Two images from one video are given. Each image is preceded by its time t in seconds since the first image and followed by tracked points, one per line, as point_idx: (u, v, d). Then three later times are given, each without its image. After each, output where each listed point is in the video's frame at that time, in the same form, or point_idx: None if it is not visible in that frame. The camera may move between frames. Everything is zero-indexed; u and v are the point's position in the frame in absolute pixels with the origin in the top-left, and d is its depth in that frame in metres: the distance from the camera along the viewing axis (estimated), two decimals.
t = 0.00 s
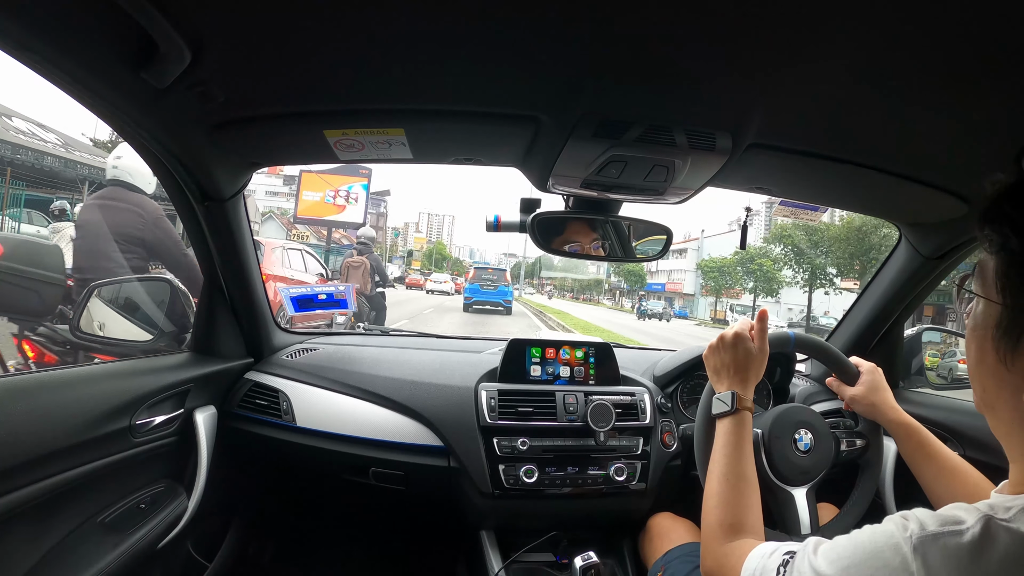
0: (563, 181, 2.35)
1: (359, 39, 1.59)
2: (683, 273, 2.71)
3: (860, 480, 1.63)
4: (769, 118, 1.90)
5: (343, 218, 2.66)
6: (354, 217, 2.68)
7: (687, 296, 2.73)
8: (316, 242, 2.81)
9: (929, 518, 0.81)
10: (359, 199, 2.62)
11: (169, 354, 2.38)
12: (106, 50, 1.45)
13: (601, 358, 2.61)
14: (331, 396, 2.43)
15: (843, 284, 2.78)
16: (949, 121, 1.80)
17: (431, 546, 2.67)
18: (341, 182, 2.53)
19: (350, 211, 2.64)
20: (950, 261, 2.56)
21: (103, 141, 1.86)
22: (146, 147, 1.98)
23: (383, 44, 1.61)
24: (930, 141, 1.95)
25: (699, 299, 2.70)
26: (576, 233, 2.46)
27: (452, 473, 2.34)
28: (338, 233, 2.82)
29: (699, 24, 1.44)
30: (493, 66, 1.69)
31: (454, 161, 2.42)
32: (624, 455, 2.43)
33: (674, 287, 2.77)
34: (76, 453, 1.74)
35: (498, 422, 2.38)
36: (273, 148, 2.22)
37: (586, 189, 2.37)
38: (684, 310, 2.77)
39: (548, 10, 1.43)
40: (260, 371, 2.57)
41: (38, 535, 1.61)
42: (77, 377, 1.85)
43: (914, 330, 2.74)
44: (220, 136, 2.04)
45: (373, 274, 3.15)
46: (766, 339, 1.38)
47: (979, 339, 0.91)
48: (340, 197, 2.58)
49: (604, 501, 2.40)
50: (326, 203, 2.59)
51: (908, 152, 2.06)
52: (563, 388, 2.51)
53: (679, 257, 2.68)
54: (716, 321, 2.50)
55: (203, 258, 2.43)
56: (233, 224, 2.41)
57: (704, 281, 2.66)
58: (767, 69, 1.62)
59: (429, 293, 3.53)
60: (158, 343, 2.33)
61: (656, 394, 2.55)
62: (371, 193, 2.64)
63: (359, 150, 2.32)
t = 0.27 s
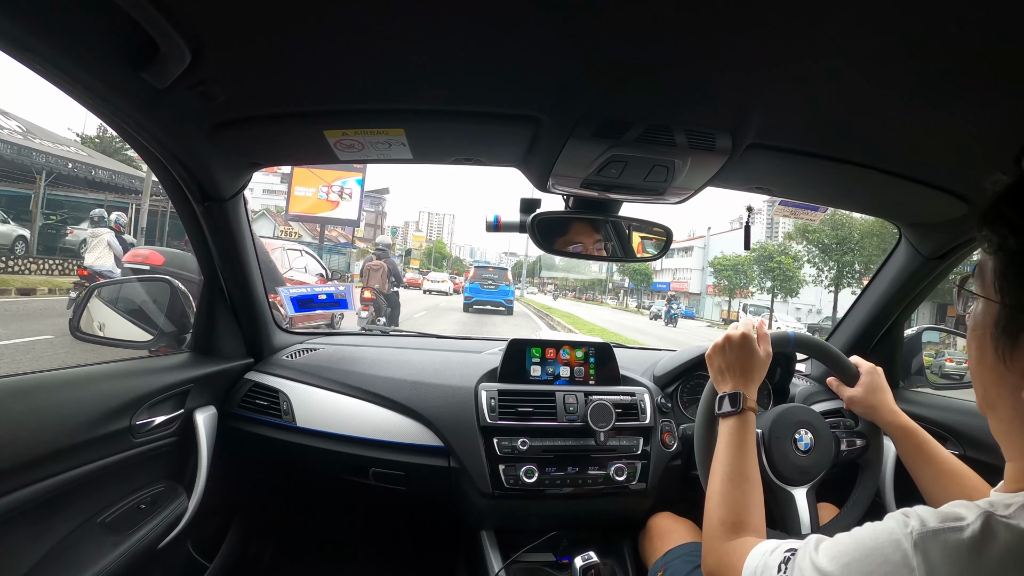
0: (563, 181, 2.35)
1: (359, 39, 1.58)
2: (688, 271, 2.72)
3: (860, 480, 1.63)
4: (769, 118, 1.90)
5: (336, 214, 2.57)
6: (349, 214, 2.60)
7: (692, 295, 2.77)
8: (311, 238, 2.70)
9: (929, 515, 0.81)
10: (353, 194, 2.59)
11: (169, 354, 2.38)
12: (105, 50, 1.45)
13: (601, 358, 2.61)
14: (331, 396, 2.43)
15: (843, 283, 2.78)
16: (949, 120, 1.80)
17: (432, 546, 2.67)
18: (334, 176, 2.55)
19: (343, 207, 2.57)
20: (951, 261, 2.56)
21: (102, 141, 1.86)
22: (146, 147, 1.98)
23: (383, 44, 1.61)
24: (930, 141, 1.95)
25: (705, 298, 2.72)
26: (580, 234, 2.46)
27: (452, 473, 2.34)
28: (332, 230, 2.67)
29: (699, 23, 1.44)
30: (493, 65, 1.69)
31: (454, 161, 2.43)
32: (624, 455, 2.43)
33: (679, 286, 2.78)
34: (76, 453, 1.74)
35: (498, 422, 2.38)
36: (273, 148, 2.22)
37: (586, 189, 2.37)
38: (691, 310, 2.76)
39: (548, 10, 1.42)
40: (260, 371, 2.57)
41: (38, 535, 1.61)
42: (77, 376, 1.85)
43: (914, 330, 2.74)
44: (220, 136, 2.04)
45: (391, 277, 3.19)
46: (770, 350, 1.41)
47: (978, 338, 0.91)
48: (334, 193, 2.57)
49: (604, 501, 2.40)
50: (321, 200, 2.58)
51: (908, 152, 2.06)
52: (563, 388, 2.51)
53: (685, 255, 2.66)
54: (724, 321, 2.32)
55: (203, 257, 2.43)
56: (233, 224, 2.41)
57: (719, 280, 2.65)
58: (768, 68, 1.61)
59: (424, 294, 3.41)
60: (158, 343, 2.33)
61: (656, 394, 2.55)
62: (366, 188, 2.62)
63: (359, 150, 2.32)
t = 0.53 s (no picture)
0: (563, 181, 2.35)
1: (359, 39, 1.59)
2: (694, 270, 2.62)
3: (859, 480, 1.63)
4: (769, 118, 1.90)
5: (330, 211, 2.59)
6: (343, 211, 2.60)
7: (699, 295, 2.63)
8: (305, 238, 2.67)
9: (929, 513, 0.81)
10: (346, 190, 2.58)
11: (169, 353, 2.38)
12: (106, 50, 1.45)
13: (601, 358, 2.61)
14: (330, 396, 2.43)
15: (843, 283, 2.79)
16: (949, 120, 1.80)
17: (432, 546, 2.67)
18: (327, 171, 2.52)
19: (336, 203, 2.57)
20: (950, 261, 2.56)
21: (103, 141, 1.86)
22: (146, 147, 1.98)
23: (383, 44, 1.61)
24: (931, 141, 1.94)
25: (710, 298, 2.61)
26: (583, 235, 2.45)
27: (452, 473, 2.34)
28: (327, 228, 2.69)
29: (699, 23, 1.44)
30: (493, 65, 1.69)
31: (454, 161, 2.43)
32: (624, 455, 2.43)
33: (684, 285, 2.68)
34: (76, 452, 1.74)
35: (498, 422, 2.38)
36: (273, 148, 2.22)
37: (586, 189, 2.37)
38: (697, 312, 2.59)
39: (548, 10, 1.43)
40: (260, 371, 2.57)
41: (38, 534, 1.61)
42: (76, 376, 1.85)
43: (914, 330, 2.75)
44: (220, 136, 2.04)
45: (404, 278, 3.28)
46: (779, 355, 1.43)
47: (972, 340, 0.91)
48: (327, 188, 2.56)
49: (604, 501, 2.40)
50: (313, 194, 2.58)
51: (908, 152, 2.06)
52: (563, 388, 2.51)
53: (690, 254, 2.62)
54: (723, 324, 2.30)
55: (203, 256, 2.43)
56: (234, 224, 2.41)
57: (732, 280, 2.57)
58: (768, 68, 1.61)
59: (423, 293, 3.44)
60: (158, 343, 2.33)
61: (656, 394, 2.55)
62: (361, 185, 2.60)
63: (359, 150, 2.32)
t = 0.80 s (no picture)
0: (563, 181, 2.35)
1: (359, 39, 1.58)
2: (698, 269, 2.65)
3: (859, 480, 1.63)
4: (769, 118, 1.90)
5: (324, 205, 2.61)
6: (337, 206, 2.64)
7: (704, 295, 2.63)
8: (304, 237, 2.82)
9: (929, 514, 0.81)
10: (340, 185, 2.58)
11: (169, 354, 2.38)
12: (105, 50, 1.45)
13: (601, 358, 2.61)
14: (330, 396, 2.43)
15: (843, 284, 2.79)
16: (949, 120, 1.80)
17: (432, 546, 2.67)
18: (320, 167, 2.50)
19: (330, 199, 2.60)
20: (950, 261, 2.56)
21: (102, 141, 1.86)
22: (147, 147, 1.98)
23: (382, 44, 1.60)
24: (931, 141, 1.94)
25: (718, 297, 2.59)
26: (583, 236, 2.46)
27: (452, 474, 2.34)
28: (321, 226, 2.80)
29: (700, 23, 1.44)
30: (492, 65, 1.69)
31: (454, 161, 2.43)
32: (624, 455, 2.43)
33: (689, 284, 2.69)
34: (76, 453, 1.74)
35: (498, 422, 2.38)
36: (273, 148, 2.22)
37: (586, 189, 2.37)
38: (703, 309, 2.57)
39: (548, 10, 1.42)
40: (260, 371, 2.57)
41: (37, 535, 1.61)
42: (76, 376, 1.85)
43: (914, 330, 2.75)
44: (220, 136, 2.04)
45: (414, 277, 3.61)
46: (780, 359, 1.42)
47: (973, 339, 0.91)
48: (320, 183, 2.55)
49: (604, 501, 2.40)
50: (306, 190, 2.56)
51: (908, 152, 2.05)
52: (563, 388, 2.51)
53: (695, 253, 2.65)
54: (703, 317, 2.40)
55: (203, 257, 2.42)
56: (234, 224, 2.41)
57: (746, 279, 2.57)
58: (768, 68, 1.61)
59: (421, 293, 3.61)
60: (158, 344, 2.34)
61: (656, 394, 2.55)
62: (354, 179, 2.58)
63: (359, 150, 2.32)
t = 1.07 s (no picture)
0: (563, 181, 2.35)
1: (359, 39, 1.59)
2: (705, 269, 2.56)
3: (860, 480, 1.63)
4: (769, 118, 1.90)
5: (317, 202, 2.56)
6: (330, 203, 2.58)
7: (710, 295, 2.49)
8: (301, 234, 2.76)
9: (928, 517, 0.81)
10: (334, 180, 2.55)
11: (169, 354, 2.38)
12: (105, 50, 1.45)
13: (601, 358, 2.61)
14: (331, 396, 2.43)
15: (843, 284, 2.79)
16: (948, 120, 1.80)
17: (432, 546, 2.67)
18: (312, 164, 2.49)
19: (323, 194, 2.54)
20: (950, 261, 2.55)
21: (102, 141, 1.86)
22: (147, 148, 1.98)
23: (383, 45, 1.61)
24: (930, 140, 1.95)
25: (724, 299, 2.47)
26: (582, 235, 2.46)
27: (452, 473, 2.34)
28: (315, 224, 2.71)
29: (699, 23, 1.44)
30: (492, 66, 1.69)
31: (454, 161, 2.43)
32: (624, 455, 2.43)
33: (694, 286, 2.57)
34: (76, 453, 1.74)
35: (498, 422, 2.38)
36: (273, 148, 2.22)
37: (586, 189, 2.37)
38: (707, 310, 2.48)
39: (548, 10, 1.43)
40: (260, 372, 2.57)
41: (38, 535, 1.61)
42: (76, 377, 1.85)
43: (914, 330, 2.75)
44: (220, 136, 2.04)
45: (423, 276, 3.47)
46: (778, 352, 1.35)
47: (973, 339, 0.91)
48: (313, 179, 2.53)
49: (604, 501, 2.40)
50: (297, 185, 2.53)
51: (908, 152, 2.06)
52: (563, 388, 2.52)
53: (701, 252, 2.61)
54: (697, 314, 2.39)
55: (202, 257, 2.42)
56: (233, 224, 2.41)
57: (762, 279, 2.56)
58: (768, 68, 1.62)
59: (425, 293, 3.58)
60: (158, 344, 2.34)
61: (656, 394, 2.55)
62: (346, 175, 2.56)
63: (359, 150, 2.32)
